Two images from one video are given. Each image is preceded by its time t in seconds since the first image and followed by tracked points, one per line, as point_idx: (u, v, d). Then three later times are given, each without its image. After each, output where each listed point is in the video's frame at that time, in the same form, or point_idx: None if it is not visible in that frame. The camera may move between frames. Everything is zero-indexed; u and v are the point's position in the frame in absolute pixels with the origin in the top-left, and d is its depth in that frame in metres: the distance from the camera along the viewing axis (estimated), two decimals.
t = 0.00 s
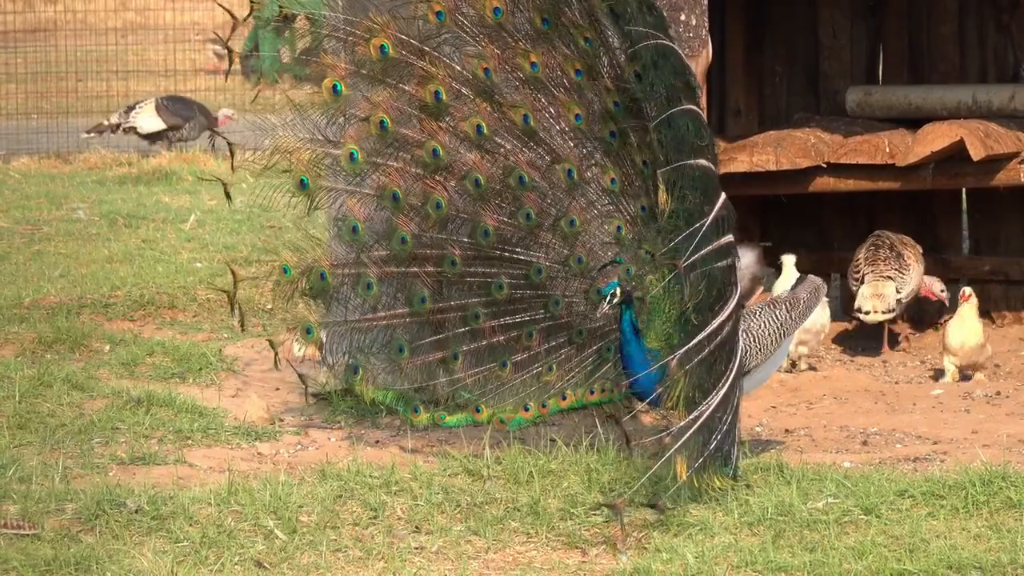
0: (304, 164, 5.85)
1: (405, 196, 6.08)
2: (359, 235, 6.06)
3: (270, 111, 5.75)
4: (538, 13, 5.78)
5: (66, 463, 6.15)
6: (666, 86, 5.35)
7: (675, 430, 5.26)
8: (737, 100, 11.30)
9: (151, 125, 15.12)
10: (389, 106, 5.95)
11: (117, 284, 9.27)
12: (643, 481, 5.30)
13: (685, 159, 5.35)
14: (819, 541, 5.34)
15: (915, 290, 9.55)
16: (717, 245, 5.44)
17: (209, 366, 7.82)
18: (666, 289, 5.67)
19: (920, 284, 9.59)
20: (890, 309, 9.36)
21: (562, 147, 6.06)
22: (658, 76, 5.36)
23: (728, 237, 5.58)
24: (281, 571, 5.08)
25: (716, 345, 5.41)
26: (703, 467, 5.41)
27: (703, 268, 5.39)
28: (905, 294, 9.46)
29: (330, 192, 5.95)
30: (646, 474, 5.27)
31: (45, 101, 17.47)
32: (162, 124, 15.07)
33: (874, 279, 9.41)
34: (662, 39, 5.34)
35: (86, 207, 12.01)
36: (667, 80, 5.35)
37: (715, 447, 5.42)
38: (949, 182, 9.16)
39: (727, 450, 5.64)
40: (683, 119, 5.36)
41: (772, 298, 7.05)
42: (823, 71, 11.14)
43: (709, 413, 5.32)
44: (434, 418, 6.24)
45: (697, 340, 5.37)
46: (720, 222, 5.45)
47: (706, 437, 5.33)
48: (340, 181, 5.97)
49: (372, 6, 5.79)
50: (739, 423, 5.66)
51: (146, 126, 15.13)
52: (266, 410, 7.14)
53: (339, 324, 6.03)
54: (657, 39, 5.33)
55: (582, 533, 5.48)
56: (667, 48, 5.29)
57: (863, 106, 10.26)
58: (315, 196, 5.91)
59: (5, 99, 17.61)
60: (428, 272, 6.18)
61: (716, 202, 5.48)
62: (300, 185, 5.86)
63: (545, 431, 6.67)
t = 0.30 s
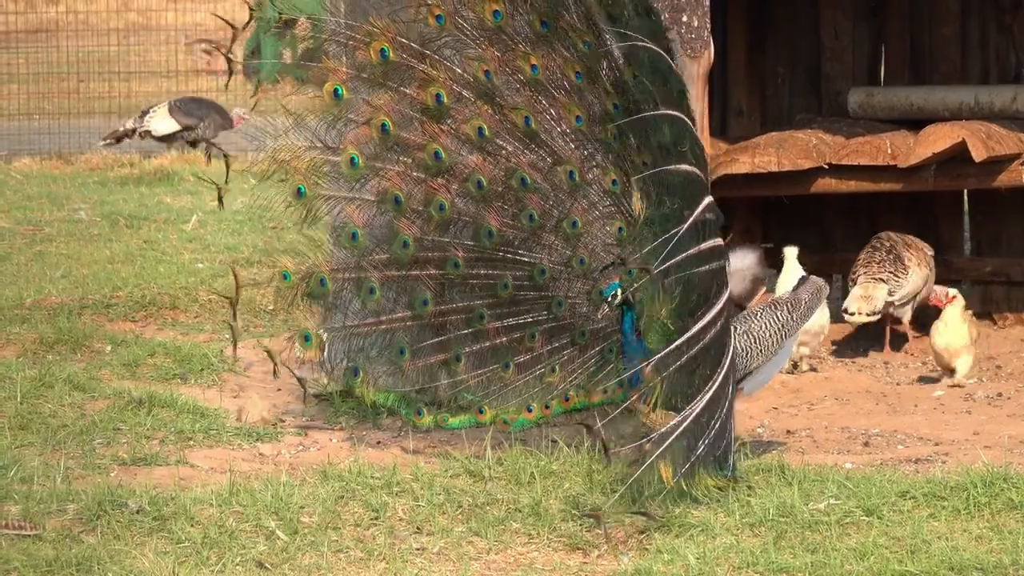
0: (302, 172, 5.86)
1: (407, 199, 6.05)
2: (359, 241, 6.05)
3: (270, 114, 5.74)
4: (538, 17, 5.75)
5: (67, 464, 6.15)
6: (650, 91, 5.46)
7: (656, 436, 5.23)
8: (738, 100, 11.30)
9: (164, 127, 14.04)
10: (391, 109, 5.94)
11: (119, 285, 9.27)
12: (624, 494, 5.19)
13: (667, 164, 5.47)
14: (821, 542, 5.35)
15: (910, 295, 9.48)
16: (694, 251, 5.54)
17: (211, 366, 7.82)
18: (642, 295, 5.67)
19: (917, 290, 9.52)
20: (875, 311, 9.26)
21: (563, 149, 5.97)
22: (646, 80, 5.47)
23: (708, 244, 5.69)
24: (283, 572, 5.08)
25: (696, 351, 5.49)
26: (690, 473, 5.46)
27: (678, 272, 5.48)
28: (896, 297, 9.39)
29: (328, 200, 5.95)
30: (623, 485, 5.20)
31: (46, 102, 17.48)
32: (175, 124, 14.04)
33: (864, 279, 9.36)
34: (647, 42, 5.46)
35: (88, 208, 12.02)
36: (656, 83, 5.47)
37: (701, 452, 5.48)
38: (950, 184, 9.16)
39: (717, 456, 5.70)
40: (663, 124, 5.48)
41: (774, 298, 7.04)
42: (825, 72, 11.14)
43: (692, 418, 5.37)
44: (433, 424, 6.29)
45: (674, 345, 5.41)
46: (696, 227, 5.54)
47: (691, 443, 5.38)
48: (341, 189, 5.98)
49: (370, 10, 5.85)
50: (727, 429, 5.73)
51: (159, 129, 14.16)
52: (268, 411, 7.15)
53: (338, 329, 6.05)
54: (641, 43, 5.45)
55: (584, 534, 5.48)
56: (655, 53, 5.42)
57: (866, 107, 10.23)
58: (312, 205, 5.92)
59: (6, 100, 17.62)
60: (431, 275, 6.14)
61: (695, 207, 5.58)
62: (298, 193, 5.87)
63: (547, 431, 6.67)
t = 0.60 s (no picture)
0: (300, 182, 5.79)
1: (408, 203, 5.93)
2: (359, 250, 5.94)
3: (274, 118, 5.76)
4: (533, 19, 5.64)
5: (67, 463, 6.15)
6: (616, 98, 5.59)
7: (633, 443, 5.33)
8: (739, 100, 11.26)
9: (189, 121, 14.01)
10: (392, 113, 5.86)
11: (119, 285, 9.27)
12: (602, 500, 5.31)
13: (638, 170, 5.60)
14: (821, 542, 5.34)
15: (908, 296, 9.46)
16: (661, 256, 5.55)
17: (211, 366, 7.83)
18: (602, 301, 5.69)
19: (916, 292, 9.48)
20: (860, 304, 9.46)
21: (564, 150, 5.75)
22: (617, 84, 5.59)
23: (684, 245, 5.65)
24: (283, 572, 5.08)
25: (674, 355, 5.53)
26: (676, 477, 5.50)
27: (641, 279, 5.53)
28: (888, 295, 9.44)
29: (326, 210, 5.85)
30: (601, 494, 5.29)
31: (46, 101, 17.50)
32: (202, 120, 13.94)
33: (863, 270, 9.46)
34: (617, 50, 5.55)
35: (88, 207, 12.02)
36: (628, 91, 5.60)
37: (687, 456, 5.51)
38: (951, 184, 9.17)
39: (713, 458, 5.71)
40: (630, 132, 5.60)
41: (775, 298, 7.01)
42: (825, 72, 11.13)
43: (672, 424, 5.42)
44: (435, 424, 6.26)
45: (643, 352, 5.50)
46: (661, 232, 5.54)
47: (673, 447, 5.43)
48: (340, 198, 5.87)
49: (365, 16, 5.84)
50: (721, 430, 5.72)
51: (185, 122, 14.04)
52: (267, 410, 7.15)
53: (334, 338, 5.96)
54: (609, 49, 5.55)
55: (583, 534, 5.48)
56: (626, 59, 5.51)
57: (866, 107, 10.22)
58: (310, 215, 5.83)
59: (6, 99, 17.61)
60: (432, 280, 6.04)
61: (666, 211, 5.60)
62: (294, 205, 5.80)
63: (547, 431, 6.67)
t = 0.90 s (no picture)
0: (301, 185, 5.80)
1: (410, 206, 5.91)
2: (360, 252, 5.92)
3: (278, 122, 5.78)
4: (531, 22, 5.52)
5: (66, 464, 6.16)
6: (592, 106, 5.55)
7: (619, 449, 5.35)
8: (738, 101, 11.24)
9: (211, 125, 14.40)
10: (394, 114, 5.82)
11: (117, 285, 9.27)
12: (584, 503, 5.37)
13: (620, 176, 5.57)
14: (818, 544, 5.35)
15: (908, 299, 9.47)
16: (634, 264, 5.52)
17: (210, 366, 7.83)
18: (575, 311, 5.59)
19: (917, 295, 9.49)
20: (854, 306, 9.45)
21: (564, 151, 5.60)
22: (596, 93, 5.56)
23: (661, 252, 5.61)
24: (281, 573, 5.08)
25: (660, 359, 5.55)
26: (665, 480, 5.53)
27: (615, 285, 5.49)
28: (886, 298, 9.45)
29: (327, 214, 5.85)
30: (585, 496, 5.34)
31: (45, 101, 17.49)
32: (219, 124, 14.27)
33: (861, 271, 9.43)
34: (594, 59, 5.52)
35: (87, 207, 12.02)
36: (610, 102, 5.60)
37: (677, 459, 5.54)
38: (950, 184, 9.16)
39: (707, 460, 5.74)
40: (606, 139, 5.56)
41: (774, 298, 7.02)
42: (824, 73, 11.12)
43: (659, 428, 5.44)
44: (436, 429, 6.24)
45: (624, 358, 5.47)
46: (630, 242, 5.50)
47: (660, 450, 5.47)
48: (341, 201, 5.88)
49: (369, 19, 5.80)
50: (716, 432, 5.74)
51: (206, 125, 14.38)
52: (265, 411, 7.16)
53: (332, 342, 5.92)
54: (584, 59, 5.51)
55: (581, 535, 5.47)
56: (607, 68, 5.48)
57: (864, 108, 10.22)
58: (314, 218, 5.84)
59: (5, 99, 17.61)
60: (433, 282, 6.02)
61: (642, 219, 5.58)
62: (295, 209, 5.81)
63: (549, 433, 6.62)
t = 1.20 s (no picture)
0: (305, 182, 5.82)
1: (412, 203, 5.92)
2: (363, 249, 5.95)
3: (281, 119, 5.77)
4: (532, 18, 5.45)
5: (63, 463, 6.15)
6: (578, 111, 5.49)
7: (616, 448, 5.35)
8: (735, 101, 11.23)
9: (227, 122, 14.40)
10: (399, 110, 5.80)
11: (115, 284, 9.27)
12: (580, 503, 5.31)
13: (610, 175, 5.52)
14: (815, 543, 5.35)
15: (903, 301, 9.47)
16: (622, 265, 5.48)
17: (207, 365, 7.83)
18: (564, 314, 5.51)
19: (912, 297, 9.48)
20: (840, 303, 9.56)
21: (564, 149, 5.50)
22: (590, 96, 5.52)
23: (656, 251, 5.60)
24: (278, 572, 5.07)
25: (658, 359, 5.54)
26: (660, 479, 5.52)
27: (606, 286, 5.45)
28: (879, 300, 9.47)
29: (329, 211, 5.87)
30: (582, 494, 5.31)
31: (42, 100, 17.48)
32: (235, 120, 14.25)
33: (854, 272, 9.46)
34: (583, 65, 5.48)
35: (84, 206, 12.02)
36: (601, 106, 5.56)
37: (673, 458, 5.54)
38: (947, 184, 9.16)
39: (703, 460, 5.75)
40: (593, 143, 5.50)
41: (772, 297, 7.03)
42: (822, 74, 11.12)
43: (657, 427, 5.44)
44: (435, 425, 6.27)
45: (621, 357, 5.43)
46: (616, 243, 5.45)
47: (657, 449, 5.46)
48: (345, 198, 5.89)
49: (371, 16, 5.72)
50: (711, 431, 5.76)
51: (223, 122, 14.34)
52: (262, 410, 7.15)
53: (331, 339, 5.96)
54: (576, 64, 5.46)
55: (578, 534, 5.47)
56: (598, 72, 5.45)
57: (861, 107, 10.22)
58: (315, 216, 5.86)
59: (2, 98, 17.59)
60: (433, 279, 6.06)
61: (632, 219, 5.54)
62: (299, 205, 5.84)
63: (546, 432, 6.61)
